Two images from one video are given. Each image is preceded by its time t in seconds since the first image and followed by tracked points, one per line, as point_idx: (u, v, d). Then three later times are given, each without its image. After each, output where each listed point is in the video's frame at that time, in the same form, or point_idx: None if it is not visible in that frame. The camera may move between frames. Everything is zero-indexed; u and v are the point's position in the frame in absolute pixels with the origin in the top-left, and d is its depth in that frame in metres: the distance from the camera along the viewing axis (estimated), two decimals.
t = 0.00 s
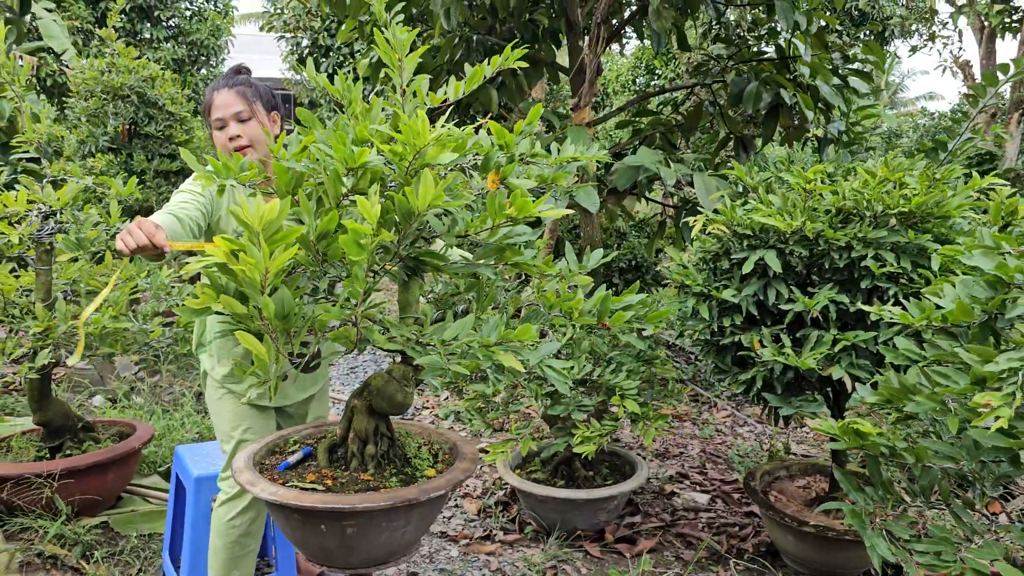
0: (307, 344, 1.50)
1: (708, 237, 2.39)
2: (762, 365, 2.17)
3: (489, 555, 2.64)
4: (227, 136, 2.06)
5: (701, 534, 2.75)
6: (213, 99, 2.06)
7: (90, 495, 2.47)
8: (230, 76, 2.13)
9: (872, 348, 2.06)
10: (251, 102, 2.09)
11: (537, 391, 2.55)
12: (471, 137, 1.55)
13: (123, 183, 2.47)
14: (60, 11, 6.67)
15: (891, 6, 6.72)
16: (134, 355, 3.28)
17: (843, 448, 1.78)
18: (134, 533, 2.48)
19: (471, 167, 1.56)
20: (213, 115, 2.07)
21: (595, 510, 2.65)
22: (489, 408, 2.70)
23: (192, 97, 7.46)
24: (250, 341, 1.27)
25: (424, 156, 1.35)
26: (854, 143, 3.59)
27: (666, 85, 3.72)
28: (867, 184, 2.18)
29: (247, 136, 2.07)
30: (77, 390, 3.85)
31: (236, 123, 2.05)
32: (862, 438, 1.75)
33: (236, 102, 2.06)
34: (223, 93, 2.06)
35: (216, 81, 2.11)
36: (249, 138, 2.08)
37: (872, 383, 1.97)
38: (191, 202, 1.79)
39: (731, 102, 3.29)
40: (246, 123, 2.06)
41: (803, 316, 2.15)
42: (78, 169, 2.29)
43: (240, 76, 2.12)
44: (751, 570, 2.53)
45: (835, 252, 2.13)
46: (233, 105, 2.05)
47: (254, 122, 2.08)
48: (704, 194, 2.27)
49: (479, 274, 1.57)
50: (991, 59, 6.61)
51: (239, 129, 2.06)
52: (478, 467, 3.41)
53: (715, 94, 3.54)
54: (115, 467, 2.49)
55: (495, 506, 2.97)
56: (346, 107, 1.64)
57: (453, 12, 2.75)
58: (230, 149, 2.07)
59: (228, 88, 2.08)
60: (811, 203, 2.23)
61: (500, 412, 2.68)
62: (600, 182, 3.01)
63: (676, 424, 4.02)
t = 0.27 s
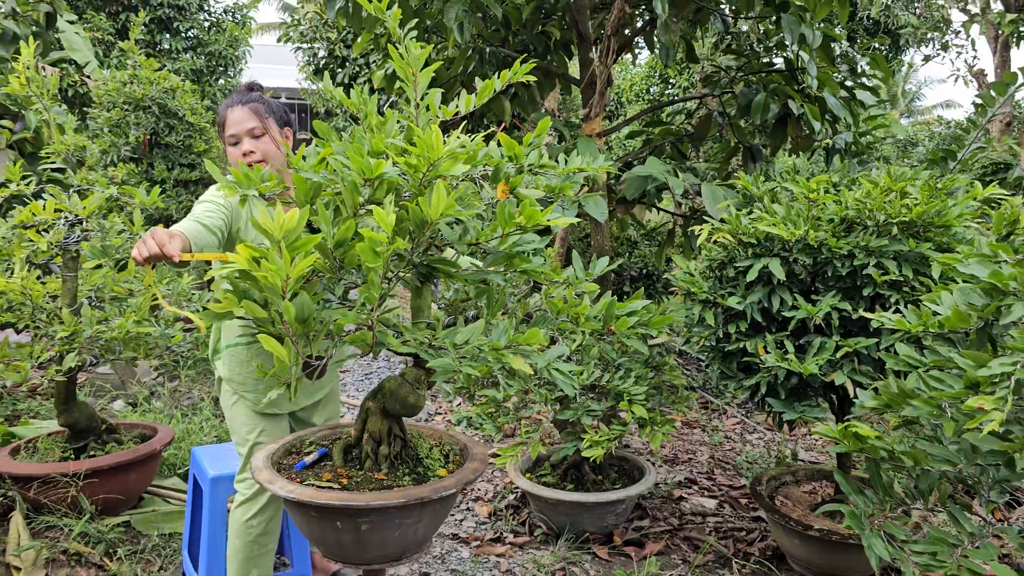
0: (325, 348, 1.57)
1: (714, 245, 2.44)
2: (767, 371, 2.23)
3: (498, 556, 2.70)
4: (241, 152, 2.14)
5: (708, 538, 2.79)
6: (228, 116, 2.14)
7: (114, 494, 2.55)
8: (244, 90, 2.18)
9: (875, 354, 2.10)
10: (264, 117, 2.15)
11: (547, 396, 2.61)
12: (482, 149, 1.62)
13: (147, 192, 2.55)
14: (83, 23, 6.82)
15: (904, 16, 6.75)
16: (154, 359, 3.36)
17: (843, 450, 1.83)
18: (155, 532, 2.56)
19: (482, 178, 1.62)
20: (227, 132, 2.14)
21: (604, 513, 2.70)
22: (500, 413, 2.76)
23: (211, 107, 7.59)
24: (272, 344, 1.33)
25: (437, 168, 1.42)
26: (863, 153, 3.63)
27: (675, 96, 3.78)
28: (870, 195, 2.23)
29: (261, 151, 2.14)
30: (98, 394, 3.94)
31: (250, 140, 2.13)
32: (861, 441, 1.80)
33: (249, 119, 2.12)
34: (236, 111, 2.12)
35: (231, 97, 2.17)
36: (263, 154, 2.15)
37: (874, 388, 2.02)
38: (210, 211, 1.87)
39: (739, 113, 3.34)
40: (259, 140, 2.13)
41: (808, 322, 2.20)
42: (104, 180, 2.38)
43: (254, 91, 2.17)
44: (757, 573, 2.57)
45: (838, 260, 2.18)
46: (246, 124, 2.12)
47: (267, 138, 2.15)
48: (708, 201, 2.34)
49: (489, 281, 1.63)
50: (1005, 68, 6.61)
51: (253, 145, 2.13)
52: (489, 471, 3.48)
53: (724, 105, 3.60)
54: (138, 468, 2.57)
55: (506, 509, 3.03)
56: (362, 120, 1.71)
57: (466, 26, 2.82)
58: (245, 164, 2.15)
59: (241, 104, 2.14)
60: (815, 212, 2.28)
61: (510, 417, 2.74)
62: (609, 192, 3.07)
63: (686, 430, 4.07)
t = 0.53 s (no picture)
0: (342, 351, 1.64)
1: (720, 254, 2.51)
2: (771, 376, 2.29)
3: (510, 557, 2.76)
4: (268, 158, 2.22)
5: (716, 540, 2.85)
6: (257, 124, 2.22)
7: (138, 493, 2.63)
8: (272, 102, 2.28)
9: (877, 360, 2.16)
10: (292, 127, 2.24)
11: (557, 401, 2.68)
12: (493, 161, 1.69)
13: (171, 202, 2.65)
14: (106, 35, 6.97)
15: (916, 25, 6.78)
16: (176, 364, 3.46)
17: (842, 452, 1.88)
18: (178, 530, 2.65)
19: (493, 189, 1.70)
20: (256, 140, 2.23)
21: (613, 515, 2.75)
22: (512, 417, 2.83)
23: (231, 116, 7.73)
24: (294, 346, 1.41)
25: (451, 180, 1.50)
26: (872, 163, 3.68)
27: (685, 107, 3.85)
28: (872, 205, 2.29)
29: (287, 158, 2.22)
30: (121, 398, 4.04)
31: (277, 147, 2.20)
32: (859, 443, 1.86)
33: (277, 128, 2.21)
34: (265, 119, 2.21)
35: (260, 108, 2.27)
36: (290, 161, 2.23)
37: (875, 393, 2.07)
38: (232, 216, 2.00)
39: (747, 124, 3.40)
40: (286, 147, 2.21)
41: (811, 328, 2.26)
42: (131, 190, 2.48)
43: (281, 104, 2.28)
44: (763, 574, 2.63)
45: (840, 268, 2.24)
46: (274, 131, 2.20)
47: (294, 147, 2.23)
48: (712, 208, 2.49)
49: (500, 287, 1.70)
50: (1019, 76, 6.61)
51: (280, 152, 2.21)
52: (502, 474, 3.54)
53: (733, 116, 3.66)
54: (161, 467, 2.66)
55: (518, 511, 3.10)
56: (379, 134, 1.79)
57: (479, 40, 2.90)
58: (272, 171, 2.22)
59: (270, 114, 2.24)
60: (818, 221, 2.34)
61: (522, 421, 2.81)
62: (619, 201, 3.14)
63: (696, 436, 4.12)
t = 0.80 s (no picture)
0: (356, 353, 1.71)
1: (728, 261, 2.56)
2: (777, 381, 2.33)
3: (521, 558, 2.82)
4: (292, 164, 2.29)
5: (725, 544, 2.88)
6: (284, 132, 2.29)
7: (160, 493, 2.71)
8: (301, 112, 2.36)
9: (881, 365, 2.20)
10: (318, 137, 2.32)
11: (567, 405, 2.73)
12: (503, 171, 1.76)
13: (192, 210, 2.73)
14: (128, 46, 7.10)
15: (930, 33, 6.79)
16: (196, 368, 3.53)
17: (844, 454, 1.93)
18: (198, 529, 2.73)
19: (504, 197, 1.76)
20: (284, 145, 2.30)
21: (623, 518, 2.79)
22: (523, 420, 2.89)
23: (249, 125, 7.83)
24: (312, 348, 1.47)
25: (462, 189, 1.56)
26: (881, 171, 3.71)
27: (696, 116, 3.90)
28: (877, 213, 2.33)
29: (310, 167, 2.29)
30: (142, 401, 4.13)
31: (302, 155, 2.28)
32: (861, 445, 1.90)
33: (304, 137, 2.29)
34: (294, 127, 2.29)
35: (288, 117, 2.35)
36: (312, 170, 2.30)
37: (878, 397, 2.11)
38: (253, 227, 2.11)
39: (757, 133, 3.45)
40: (311, 156, 2.29)
41: (816, 334, 2.30)
42: (154, 198, 2.56)
43: (308, 114, 2.36)
44: None
45: (845, 274, 2.28)
46: (301, 139, 2.28)
47: (318, 156, 2.31)
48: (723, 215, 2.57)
49: (510, 292, 1.76)
50: None
51: (304, 159, 2.28)
52: (515, 478, 3.60)
53: (743, 125, 3.71)
54: (182, 467, 2.74)
55: (530, 514, 3.15)
56: (394, 145, 1.86)
57: (491, 52, 2.97)
58: (294, 177, 2.29)
59: (298, 123, 2.31)
60: (824, 229, 2.39)
61: (533, 424, 2.86)
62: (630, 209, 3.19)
63: (708, 442, 4.15)
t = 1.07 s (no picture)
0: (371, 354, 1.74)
1: (739, 266, 2.57)
2: (787, 384, 2.35)
3: (534, 560, 2.84)
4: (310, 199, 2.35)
5: (737, 548, 2.89)
6: (305, 166, 2.34)
7: (177, 493, 2.75)
8: (320, 146, 2.40)
9: (891, 369, 2.21)
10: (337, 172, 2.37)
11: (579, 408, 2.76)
12: (515, 176, 1.78)
13: (210, 215, 2.77)
14: (146, 55, 7.19)
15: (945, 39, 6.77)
16: (212, 371, 3.58)
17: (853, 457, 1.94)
18: (214, 530, 2.77)
19: (515, 201, 1.79)
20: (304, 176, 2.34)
21: (634, 521, 2.81)
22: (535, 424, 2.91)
23: (265, 132, 7.91)
24: (327, 348, 1.50)
25: (474, 193, 1.59)
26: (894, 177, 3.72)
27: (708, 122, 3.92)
28: (887, 218, 2.34)
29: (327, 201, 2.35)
30: (159, 405, 4.18)
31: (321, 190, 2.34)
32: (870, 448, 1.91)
33: (323, 172, 2.34)
34: (314, 162, 2.34)
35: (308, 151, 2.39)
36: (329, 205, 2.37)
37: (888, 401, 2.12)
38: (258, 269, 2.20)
39: (769, 139, 3.46)
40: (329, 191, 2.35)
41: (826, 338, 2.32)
42: (172, 203, 2.61)
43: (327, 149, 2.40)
44: None
45: (855, 279, 2.30)
46: (321, 175, 2.33)
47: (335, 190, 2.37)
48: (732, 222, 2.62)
49: (521, 295, 1.79)
50: None
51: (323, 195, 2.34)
52: (527, 482, 3.62)
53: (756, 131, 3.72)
54: (200, 468, 2.79)
55: (542, 517, 3.17)
56: (408, 150, 1.89)
57: (504, 60, 3.00)
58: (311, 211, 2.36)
59: (318, 158, 2.36)
60: (834, 234, 2.40)
61: (545, 428, 2.88)
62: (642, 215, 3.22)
63: (721, 447, 4.16)
